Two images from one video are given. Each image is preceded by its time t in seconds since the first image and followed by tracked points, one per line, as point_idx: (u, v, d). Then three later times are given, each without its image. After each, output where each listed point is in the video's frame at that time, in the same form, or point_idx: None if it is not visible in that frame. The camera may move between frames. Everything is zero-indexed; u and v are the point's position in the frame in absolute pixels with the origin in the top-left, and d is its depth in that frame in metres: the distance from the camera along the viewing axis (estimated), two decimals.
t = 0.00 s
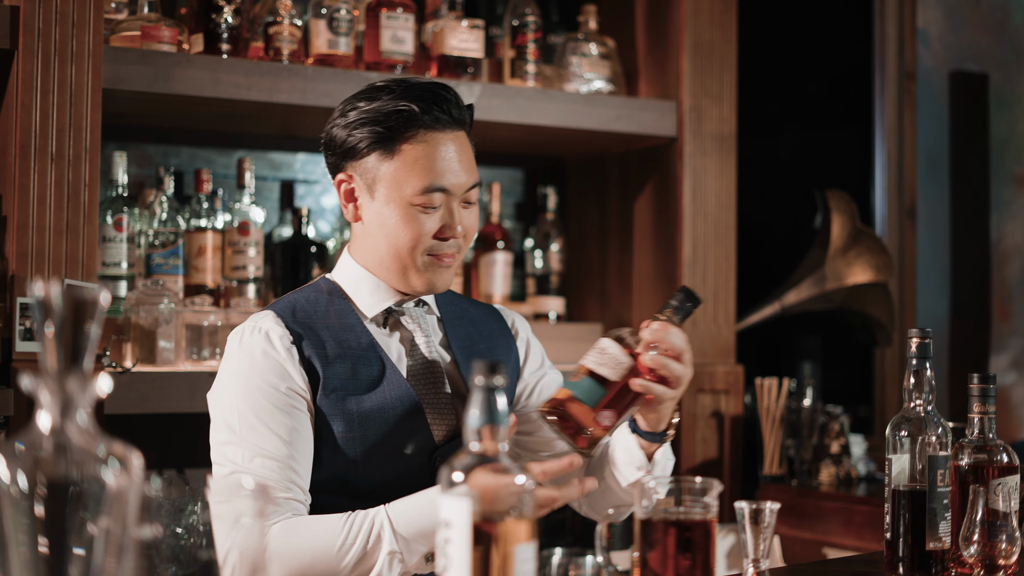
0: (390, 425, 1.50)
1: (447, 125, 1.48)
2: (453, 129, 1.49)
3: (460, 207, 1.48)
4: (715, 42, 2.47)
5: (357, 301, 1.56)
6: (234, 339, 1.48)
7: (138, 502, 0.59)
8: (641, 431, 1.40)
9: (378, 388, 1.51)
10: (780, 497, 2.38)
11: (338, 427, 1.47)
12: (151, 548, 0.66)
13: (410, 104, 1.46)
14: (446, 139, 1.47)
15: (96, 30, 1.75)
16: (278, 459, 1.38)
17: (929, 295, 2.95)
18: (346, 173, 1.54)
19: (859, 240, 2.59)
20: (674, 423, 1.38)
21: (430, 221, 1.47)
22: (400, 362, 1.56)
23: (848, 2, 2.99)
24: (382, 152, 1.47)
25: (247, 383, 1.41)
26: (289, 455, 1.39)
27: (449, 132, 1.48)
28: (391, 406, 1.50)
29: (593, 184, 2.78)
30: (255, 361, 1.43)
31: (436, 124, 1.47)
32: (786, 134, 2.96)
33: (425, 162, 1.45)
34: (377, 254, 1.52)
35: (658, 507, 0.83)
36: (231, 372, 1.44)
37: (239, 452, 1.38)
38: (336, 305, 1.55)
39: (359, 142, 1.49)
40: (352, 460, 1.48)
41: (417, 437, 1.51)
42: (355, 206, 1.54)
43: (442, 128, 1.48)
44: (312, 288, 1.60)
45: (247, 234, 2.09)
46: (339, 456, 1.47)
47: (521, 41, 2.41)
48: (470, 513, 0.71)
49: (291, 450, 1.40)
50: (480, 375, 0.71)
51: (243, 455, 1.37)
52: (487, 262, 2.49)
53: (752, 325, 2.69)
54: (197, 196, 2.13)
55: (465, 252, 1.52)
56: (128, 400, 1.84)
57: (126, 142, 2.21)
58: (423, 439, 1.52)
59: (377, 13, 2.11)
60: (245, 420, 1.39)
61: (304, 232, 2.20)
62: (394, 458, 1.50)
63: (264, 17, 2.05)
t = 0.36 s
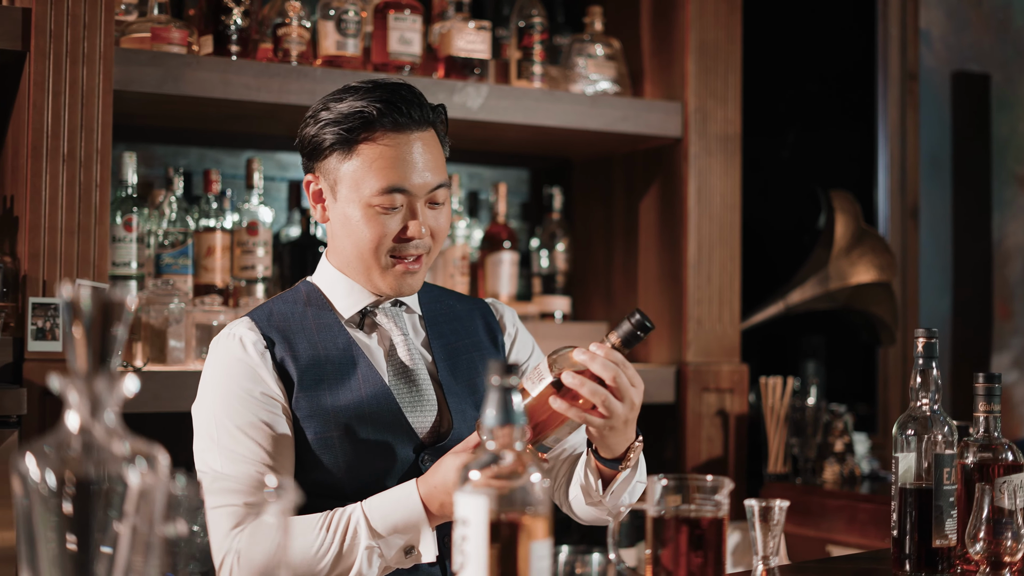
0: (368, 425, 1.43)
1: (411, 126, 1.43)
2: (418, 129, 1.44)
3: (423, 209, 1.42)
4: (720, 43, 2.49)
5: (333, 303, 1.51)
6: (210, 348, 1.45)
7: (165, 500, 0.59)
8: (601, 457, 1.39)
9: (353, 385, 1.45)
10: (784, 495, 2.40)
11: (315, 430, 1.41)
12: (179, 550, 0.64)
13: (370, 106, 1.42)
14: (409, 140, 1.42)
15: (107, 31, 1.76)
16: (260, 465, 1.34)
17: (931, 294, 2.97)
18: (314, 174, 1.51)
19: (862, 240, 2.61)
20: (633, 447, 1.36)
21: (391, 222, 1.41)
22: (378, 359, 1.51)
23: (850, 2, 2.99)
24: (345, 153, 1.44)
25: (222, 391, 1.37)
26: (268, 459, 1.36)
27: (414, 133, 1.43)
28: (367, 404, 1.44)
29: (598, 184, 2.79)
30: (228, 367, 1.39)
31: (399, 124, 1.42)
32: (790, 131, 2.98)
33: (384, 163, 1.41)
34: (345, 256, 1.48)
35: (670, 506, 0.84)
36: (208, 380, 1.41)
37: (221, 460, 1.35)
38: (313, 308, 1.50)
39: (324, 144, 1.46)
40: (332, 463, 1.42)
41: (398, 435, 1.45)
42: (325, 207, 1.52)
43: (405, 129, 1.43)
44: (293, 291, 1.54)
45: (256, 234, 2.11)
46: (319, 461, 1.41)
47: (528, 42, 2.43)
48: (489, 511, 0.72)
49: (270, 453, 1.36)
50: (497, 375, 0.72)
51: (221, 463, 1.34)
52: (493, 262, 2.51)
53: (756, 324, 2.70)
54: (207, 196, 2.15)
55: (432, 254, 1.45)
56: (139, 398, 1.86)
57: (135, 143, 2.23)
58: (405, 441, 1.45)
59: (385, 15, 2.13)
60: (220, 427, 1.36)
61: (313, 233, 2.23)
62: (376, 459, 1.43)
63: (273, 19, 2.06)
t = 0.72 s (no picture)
0: (368, 422, 1.44)
1: (406, 125, 1.45)
2: (413, 127, 1.46)
3: (419, 205, 1.43)
4: (722, 43, 2.50)
5: (333, 302, 1.52)
6: (213, 350, 1.47)
7: (190, 496, 0.60)
8: (597, 452, 1.38)
9: (352, 382, 1.45)
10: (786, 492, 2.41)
11: (314, 427, 1.42)
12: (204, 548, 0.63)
13: (365, 104, 1.44)
14: (405, 138, 1.44)
15: (115, 31, 1.77)
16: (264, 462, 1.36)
17: (930, 292, 2.98)
18: (312, 174, 1.53)
19: (864, 239, 2.62)
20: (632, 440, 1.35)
21: (387, 219, 1.42)
22: (378, 356, 1.52)
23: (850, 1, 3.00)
24: (341, 151, 1.46)
25: (225, 390, 1.39)
26: (269, 457, 1.37)
27: (409, 131, 1.45)
28: (366, 401, 1.44)
29: (601, 183, 2.81)
30: (229, 367, 1.40)
31: (394, 121, 1.44)
32: (792, 131, 3.00)
33: (380, 160, 1.42)
34: (343, 254, 1.49)
35: (680, 503, 0.85)
36: (211, 381, 1.42)
37: (225, 458, 1.36)
38: (314, 307, 1.51)
39: (322, 142, 1.48)
40: (333, 459, 1.42)
41: (397, 432, 1.45)
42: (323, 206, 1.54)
43: (400, 127, 1.44)
44: (295, 291, 1.56)
45: (262, 233, 2.12)
46: (320, 458, 1.42)
47: (532, 42, 2.45)
48: (505, 508, 0.73)
49: (270, 451, 1.37)
50: (512, 373, 0.73)
51: (222, 461, 1.36)
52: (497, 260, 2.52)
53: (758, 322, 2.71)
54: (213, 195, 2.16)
55: (429, 251, 1.46)
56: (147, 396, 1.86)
57: (142, 142, 2.24)
58: (406, 437, 1.46)
59: (390, 15, 2.15)
60: (224, 426, 1.37)
61: (318, 231, 2.26)
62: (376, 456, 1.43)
63: (279, 19, 2.07)
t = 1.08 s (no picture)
0: (383, 418, 1.45)
1: (409, 114, 1.46)
2: (416, 117, 1.46)
3: (422, 194, 1.44)
4: (724, 41, 2.51)
5: (342, 297, 1.52)
6: (224, 344, 1.45)
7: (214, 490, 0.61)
8: (601, 437, 1.41)
9: (367, 380, 1.46)
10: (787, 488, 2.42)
11: (330, 423, 1.43)
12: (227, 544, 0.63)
13: (368, 93, 1.45)
14: (408, 127, 1.45)
15: (121, 28, 1.78)
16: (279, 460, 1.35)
17: (928, 289, 3.00)
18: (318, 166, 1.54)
19: (864, 236, 2.63)
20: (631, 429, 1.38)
21: (390, 207, 1.43)
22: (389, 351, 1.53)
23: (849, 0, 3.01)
24: (345, 141, 1.46)
25: (238, 385, 1.37)
26: (282, 455, 1.36)
27: (413, 121, 1.46)
28: (381, 399, 1.45)
29: (603, 180, 2.82)
30: (243, 362, 1.39)
31: (399, 111, 1.45)
32: (793, 127, 3.00)
33: (383, 148, 1.43)
34: (349, 244, 1.49)
35: (691, 498, 0.86)
36: (222, 375, 1.41)
37: (239, 455, 1.34)
38: (325, 303, 1.51)
39: (326, 133, 1.48)
40: (347, 455, 1.43)
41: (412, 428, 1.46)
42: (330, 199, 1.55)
43: (403, 117, 1.45)
44: (304, 287, 1.56)
45: (266, 230, 2.13)
46: (335, 454, 1.43)
47: (534, 39, 2.47)
48: (520, 502, 0.73)
49: (283, 449, 1.37)
50: (528, 368, 0.75)
51: (235, 457, 1.34)
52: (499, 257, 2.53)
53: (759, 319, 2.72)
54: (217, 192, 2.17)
55: (433, 241, 1.47)
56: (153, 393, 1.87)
57: (145, 139, 2.25)
58: (419, 434, 1.47)
59: (393, 12, 2.16)
60: (238, 422, 1.36)
61: (322, 228, 2.27)
62: (391, 451, 1.45)
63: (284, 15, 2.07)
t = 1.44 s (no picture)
0: (399, 415, 1.46)
1: (404, 99, 1.48)
2: (413, 104, 1.49)
3: (411, 173, 1.45)
4: (724, 38, 2.51)
5: (351, 291, 1.53)
6: (236, 337, 1.45)
7: (234, 486, 0.61)
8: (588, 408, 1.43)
9: (383, 376, 1.47)
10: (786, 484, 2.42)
11: (347, 418, 1.43)
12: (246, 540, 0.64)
13: (366, 80, 1.48)
14: (402, 111, 1.47)
15: (124, 25, 1.78)
16: (296, 452, 1.35)
17: (925, 287, 3.01)
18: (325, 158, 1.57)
19: (863, 233, 2.64)
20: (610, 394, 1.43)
21: (378, 186, 1.44)
22: (398, 346, 1.53)
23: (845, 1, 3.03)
24: (343, 126, 1.49)
25: (255, 376, 1.37)
26: (300, 446, 1.36)
27: (409, 105, 1.48)
28: (397, 396, 1.46)
29: (602, 178, 2.83)
30: (258, 353, 1.39)
31: (394, 97, 1.48)
32: (791, 124, 3.02)
33: (375, 129, 1.45)
34: (345, 230, 1.51)
35: (702, 493, 0.86)
36: (235, 367, 1.40)
37: (255, 445, 1.34)
38: (337, 297, 1.52)
39: (329, 122, 1.52)
40: (363, 451, 1.44)
41: (426, 426, 1.47)
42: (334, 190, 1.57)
43: (397, 102, 1.48)
44: (315, 281, 1.56)
45: (267, 227, 2.13)
46: (350, 448, 1.44)
47: (534, 37, 2.47)
48: (535, 497, 0.74)
49: (301, 440, 1.37)
50: (542, 365, 0.76)
51: (254, 448, 1.34)
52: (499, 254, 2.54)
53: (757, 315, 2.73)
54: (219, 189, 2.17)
55: (425, 223, 1.47)
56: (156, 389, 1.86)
57: (146, 136, 2.25)
58: (431, 431, 1.48)
59: (395, 10, 2.16)
60: (254, 412, 1.35)
61: (322, 225, 2.26)
62: (404, 448, 1.46)
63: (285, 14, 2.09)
